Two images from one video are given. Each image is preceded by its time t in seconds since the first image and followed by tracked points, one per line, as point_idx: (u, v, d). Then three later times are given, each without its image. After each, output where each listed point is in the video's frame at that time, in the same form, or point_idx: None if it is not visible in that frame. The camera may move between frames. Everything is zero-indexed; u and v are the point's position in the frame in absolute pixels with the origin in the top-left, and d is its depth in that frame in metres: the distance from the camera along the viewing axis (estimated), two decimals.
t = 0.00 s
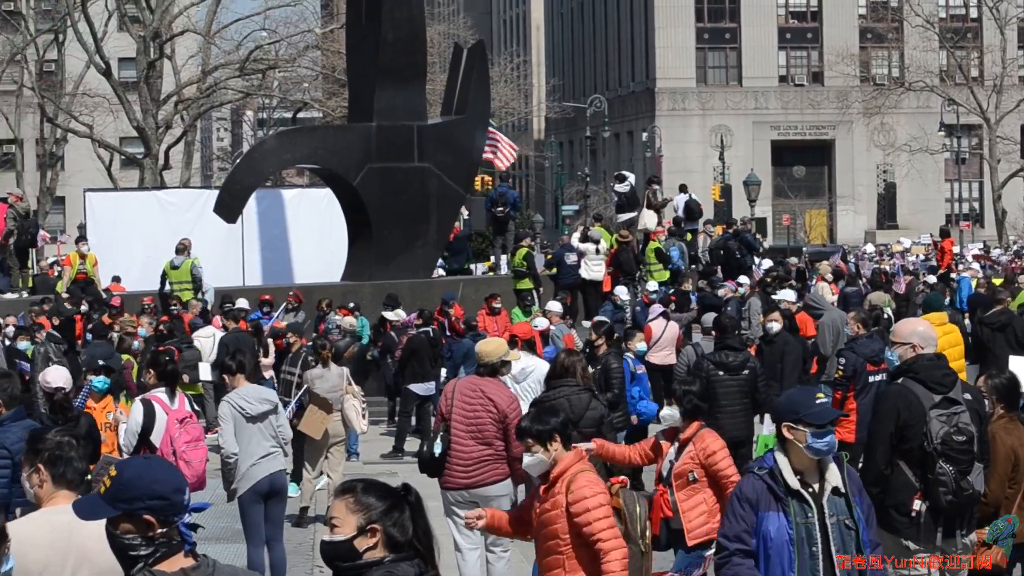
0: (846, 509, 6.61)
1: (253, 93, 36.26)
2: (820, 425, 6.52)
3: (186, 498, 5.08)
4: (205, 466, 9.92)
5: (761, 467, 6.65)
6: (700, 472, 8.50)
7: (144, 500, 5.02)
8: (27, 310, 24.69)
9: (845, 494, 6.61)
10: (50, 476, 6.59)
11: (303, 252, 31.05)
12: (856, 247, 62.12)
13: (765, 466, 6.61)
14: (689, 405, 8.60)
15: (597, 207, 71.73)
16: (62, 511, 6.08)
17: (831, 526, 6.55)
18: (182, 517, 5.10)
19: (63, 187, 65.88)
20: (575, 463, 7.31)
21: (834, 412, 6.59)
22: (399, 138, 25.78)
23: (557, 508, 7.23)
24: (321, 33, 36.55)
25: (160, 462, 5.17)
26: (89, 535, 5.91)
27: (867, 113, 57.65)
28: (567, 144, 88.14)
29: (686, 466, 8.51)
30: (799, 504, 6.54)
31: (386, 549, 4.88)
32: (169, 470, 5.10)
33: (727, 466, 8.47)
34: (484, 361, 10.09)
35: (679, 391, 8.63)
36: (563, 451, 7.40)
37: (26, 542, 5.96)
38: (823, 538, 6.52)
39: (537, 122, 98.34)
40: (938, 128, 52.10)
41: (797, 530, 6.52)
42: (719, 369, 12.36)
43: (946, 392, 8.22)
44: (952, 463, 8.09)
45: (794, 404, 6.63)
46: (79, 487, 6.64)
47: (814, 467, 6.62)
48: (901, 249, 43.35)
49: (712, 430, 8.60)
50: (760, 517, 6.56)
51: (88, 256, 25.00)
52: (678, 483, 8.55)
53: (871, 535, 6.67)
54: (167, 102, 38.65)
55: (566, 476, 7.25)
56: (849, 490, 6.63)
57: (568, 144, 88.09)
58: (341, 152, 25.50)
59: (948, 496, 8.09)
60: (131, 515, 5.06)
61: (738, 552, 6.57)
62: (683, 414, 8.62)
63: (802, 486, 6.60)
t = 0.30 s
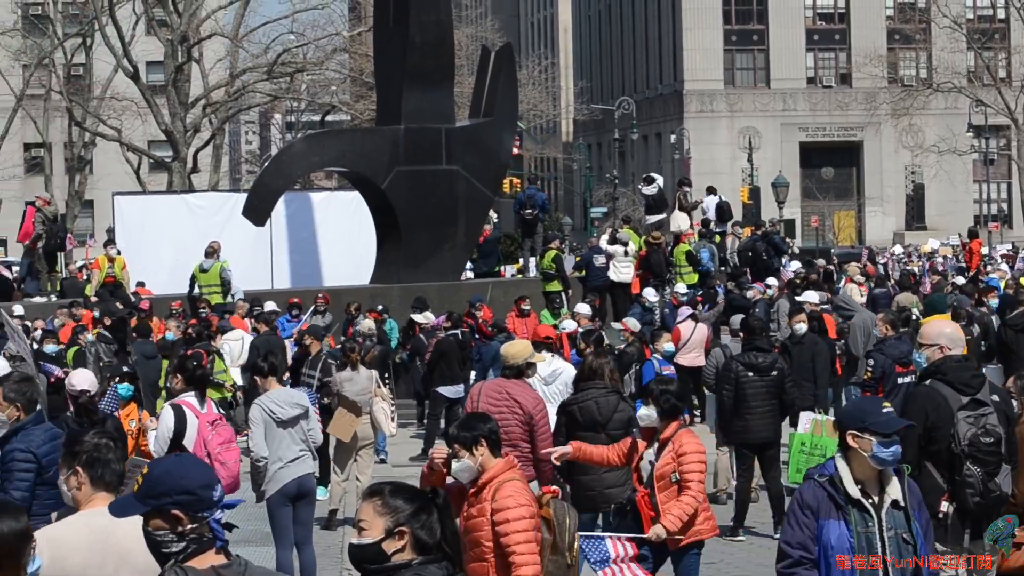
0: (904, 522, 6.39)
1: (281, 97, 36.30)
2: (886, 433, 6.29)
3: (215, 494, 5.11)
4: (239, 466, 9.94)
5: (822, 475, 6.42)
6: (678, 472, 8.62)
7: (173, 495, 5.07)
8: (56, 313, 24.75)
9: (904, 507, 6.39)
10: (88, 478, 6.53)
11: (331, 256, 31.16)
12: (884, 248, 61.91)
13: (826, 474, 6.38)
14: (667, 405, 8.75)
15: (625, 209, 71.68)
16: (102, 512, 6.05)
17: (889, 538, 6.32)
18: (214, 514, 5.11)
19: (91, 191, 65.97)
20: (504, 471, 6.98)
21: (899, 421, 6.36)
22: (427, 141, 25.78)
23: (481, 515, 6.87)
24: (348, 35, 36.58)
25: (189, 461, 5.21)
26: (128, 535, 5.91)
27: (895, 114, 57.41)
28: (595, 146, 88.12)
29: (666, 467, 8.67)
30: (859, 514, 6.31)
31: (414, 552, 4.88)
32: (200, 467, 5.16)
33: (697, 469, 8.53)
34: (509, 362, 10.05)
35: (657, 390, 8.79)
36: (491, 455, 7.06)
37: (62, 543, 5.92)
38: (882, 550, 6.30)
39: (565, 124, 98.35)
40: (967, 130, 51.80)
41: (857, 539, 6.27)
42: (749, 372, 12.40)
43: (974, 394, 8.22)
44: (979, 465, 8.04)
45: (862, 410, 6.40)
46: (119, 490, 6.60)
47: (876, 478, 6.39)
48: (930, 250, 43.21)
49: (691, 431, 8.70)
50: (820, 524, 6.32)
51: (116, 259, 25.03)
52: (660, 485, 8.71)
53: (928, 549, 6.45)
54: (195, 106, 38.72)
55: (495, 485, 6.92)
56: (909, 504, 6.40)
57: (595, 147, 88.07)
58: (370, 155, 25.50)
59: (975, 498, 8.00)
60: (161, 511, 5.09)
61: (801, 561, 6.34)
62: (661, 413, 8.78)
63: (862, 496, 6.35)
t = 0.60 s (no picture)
0: (979, 524, 5.92)
1: (311, 98, 36.33)
2: (960, 428, 5.82)
3: (247, 492, 5.11)
4: (275, 465, 9.94)
5: (897, 468, 5.97)
6: (649, 479, 8.28)
7: (204, 492, 5.07)
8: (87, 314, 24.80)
9: (980, 508, 5.91)
10: (126, 478, 6.39)
11: (362, 258, 31.11)
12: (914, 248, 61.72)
13: (900, 467, 5.93)
14: (641, 411, 8.37)
15: (656, 210, 71.67)
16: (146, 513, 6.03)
17: (963, 539, 5.84)
18: (244, 512, 5.09)
19: (123, 193, 66.32)
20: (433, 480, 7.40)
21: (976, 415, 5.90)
22: (457, 142, 25.78)
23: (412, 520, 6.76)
24: (379, 36, 36.60)
25: (221, 461, 5.22)
26: (172, 535, 5.88)
27: (925, 114, 57.21)
28: (626, 148, 88.13)
29: (637, 473, 8.30)
30: (931, 510, 5.84)
31: (444, 553, 4.86)
32: (235, 464, 5.18)
33: (670, 477, 8.23)
34: (537, 364, 10.01)
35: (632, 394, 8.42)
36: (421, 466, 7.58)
37: (104, 545, 5.90)
38: (954, 548, 5.83)
39: (596, 125, 98.37)
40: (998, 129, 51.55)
41: (927, 536, 5.82)
42: (775, 373, 12.37)
43: (1002, 395, 8.08)
44: (1008, 466, 7.72)
45: (936, 404, 5.94)
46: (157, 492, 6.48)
47: (951, 475, 5.91)
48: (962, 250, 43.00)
49: (665, 438, 8.39)
50: (890, 520, 5.85)
51: (147, 261, 25.10)
52: (629, 491, 8.32)
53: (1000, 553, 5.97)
54: (226, 107, 38.80)
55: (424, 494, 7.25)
56: (984, 506, 5.93)
57: (626, 148, 88.11)
58: (400, 156, 25.50)
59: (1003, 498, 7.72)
60: (194, 509, 5.10)
61: (863, 554, 5.90)
62: (634, 419, 8.37)
63: (937, 492, 5.89)
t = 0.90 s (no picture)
0: None
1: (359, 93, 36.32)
2: None
3: (298, 484, 5.48)
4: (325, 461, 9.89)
5: (972, 467, 5.70)
6: (644, 483, 8.23)
7: (257, 483, 5.44)
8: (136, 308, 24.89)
9: None
10: (175, 470, 6.23)
11: (410, 251, 31.19)
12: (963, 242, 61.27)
13: (975, 466, 5.66)
14: (634, 415, 8.34)
15: (703, 204, 71.42)
16: (196, 508, 5.96)
17: None
18: (296, 504, 5.47)
19: (172, 188, 66.61)
20: (380, 468, 6.92)
21: None
22: (506, 136, 25.72)
23: (360, 515, 6.82)
24: (426, 31, 36.58)
25: (277, 453, 5.61)
26: (223, 532, 5.83)
27: (974, 108, 56.76)
28: (673, 142, 87.87)
29: (630, 477, 8.24)
30: (1007, 508, 5.56)
31: (490, 546, 4.82)
32: (291, 457, 5.57)
33: (670, 477, 8.19)
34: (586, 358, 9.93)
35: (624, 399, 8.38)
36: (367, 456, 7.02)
37: (154, 537, 5.76)
38: None
39: (643, 119, 98.11)
40: None
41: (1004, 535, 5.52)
42: (815, 369, 12.32)
43: None
44: None
45: (1004, 405, 5.75)
46: (206, 485, 6.35)
47: None
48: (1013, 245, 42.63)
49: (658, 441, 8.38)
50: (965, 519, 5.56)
51: (195, 255, 25.18)
52: (622, 496, 8.25)
53: None
54: (274, 101, 38.87)
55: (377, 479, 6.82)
56: None
57: (673, 142, 87.88)
58: (448, 150, 25.47)
59: None
60: (247, 499, 5.46)
61: (933, 555, 5.58)
62: (627, 424, 8.35)
63: (1013, 490, 5.64)
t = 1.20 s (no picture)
0: None
1: (397, 90, 36.31)
2: None
3: (340, 483, 5.40)
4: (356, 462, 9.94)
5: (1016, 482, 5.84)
6: (619, 481, 8.09)
7: (298, 479, 5.41)
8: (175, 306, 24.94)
9: None
10: (193, 469, 6.33)
11: (448, 249, 31.24)
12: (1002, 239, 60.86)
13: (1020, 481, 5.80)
14: (618, 411, 8.29)
15: (741, 201, 71.14)
16: (215, 506, 5.98)
17: None
18: (335, 503, 5.35)
19: (211, 185, 66.74)
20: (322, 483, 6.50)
21: None
22: (544, 134, 25.67)
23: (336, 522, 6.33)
24: (464, 28, 36.54)
25: (331, 447, 5.54)
26: (242, 531, 5.87)
27: (1013, 106, 56.38)
28: (711, 140, 87.61)
29: (607, 475, 8.13)
30: None
31: (528, 544, 4.79)
32: (336, 454, 5.47)
33: (637, 480, 8.03)
34: (625, 357, 9.88)
35: (606, 394, 8.34)
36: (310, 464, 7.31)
37: (169, 534, 5.80)
38: None
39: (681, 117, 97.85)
40: None
41: None
42: (846, 365, 12.32)
43: None
44: None
45: None
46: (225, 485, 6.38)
47: None
48: None
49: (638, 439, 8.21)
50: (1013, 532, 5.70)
51: (233, 252, 25.20)
52: (599, 495, 8.18)
53: None
54: (311, 99, 38.89)
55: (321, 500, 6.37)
56: None
57: (711, 140, 87.65)
58: (487, 147, 25.43)
59: None
60: (288, 495, 5.44)
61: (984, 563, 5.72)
62: (609, 419, 8.28)
63: None
